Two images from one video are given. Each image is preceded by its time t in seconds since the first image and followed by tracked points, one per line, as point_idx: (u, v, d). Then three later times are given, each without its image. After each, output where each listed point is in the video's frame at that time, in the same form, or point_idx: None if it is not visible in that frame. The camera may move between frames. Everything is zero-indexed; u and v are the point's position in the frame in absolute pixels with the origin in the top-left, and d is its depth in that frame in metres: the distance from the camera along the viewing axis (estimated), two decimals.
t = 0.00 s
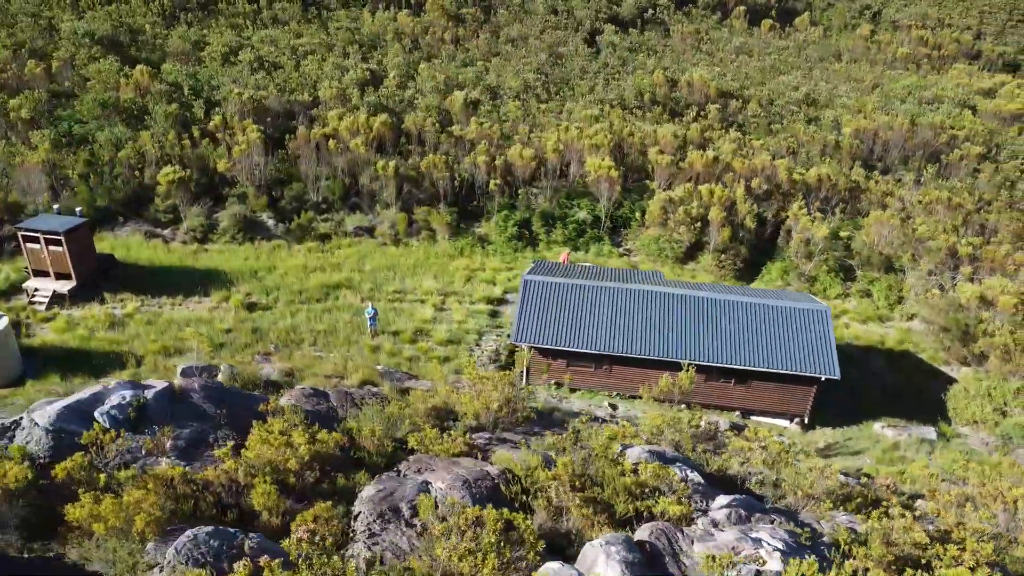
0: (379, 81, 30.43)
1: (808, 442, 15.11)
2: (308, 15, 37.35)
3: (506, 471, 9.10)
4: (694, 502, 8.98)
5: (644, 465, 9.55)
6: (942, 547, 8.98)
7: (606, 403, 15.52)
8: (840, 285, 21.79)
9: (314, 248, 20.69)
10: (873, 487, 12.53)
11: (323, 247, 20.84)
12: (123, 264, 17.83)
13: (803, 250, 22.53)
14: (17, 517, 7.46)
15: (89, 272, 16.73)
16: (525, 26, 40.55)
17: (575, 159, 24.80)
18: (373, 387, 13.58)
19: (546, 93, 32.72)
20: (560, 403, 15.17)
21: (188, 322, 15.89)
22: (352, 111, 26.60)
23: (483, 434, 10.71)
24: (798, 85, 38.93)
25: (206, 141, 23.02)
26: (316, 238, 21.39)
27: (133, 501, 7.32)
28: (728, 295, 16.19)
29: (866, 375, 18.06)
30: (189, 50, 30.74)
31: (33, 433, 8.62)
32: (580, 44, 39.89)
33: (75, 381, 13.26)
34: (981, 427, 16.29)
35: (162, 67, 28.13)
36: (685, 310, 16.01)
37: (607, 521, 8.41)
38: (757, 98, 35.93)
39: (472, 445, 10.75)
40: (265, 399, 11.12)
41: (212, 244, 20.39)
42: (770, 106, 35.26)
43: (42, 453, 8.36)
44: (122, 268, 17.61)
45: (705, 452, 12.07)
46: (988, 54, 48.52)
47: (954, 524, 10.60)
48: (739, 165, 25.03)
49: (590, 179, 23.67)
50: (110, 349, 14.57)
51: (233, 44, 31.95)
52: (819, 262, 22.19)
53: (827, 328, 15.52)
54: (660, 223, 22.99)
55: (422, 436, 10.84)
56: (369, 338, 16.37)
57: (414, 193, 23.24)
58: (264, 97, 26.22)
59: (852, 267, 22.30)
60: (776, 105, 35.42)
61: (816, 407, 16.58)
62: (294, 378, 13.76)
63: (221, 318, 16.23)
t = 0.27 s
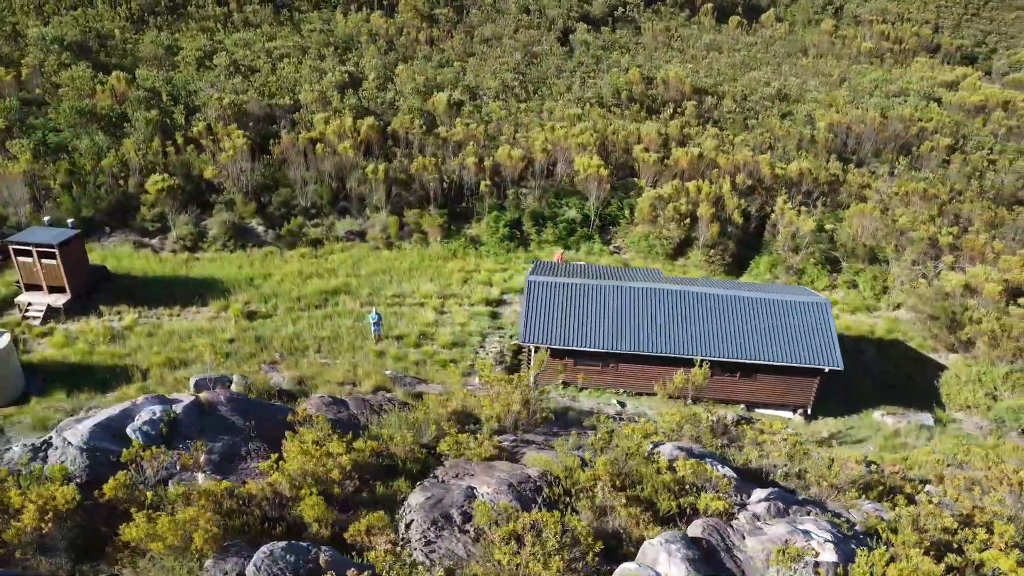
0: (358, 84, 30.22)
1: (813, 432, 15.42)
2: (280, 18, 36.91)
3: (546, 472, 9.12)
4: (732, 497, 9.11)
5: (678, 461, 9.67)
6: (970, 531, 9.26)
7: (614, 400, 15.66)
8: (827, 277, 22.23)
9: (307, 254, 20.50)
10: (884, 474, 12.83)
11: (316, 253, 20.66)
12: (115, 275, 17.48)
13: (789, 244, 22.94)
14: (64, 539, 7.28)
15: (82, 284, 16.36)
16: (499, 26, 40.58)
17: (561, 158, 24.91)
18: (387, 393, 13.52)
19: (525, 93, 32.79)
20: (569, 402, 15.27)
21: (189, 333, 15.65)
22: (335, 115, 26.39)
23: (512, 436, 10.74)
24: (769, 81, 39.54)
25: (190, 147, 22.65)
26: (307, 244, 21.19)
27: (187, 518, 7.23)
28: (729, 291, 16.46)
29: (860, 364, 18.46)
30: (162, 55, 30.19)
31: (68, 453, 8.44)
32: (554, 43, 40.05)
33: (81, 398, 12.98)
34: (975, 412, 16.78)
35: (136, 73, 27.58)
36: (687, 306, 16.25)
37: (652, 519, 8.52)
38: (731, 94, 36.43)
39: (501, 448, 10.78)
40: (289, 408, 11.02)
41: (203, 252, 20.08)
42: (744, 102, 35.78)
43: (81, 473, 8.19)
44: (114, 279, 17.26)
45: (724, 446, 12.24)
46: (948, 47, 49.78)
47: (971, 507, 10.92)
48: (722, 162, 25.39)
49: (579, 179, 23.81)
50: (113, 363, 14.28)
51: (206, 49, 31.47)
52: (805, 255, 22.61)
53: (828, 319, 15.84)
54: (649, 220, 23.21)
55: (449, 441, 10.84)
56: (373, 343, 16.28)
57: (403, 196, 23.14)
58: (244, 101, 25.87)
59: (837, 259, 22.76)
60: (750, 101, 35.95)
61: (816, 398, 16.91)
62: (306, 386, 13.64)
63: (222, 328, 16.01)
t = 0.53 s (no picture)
0: (336, 86, 29.95)
1: (815, 422, 15.72)
2: (251, 20, 36.40)
3: (585, 471, 9.24)
4: (768, 489, 9.27)
5: (710, 456, 9.81)
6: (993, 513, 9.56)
7: (621, 398, 15.78)
8: (813, 269, 22.65)
9: (299, 259, 20.28)
10: (893, 460, 13.16)
11: (308, 258, 20.45)
12: (107, 286, 17.11)
13: (775, 238, 23.33)
14: (115, 556, 7.15)
15: (75, 296, 15.99)
16: (472, 26, 40.51)
17: (547, 157, 25.00)
18: (401, 397, 13.45)
19: (503, 93, 32.82)
20: (578, 400, 15.35)
21: (190, 343, 15.39)
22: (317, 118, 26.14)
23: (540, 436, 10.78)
24: (740, 77, 40.09)
25: (173, 153, 22.24)
26: (298, 249, 20.97)
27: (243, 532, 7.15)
28: (729, 286, 16.72)
29: (853, 353, 18.86)
30: (134, 59, 29.57)
31: (103, 470, 8.24)
32: (528, 42, 40.11)
33: (89, 412, 12.70)
34: (966, 397, 17.26)
35: (110, 78, 26.98)
36: (690, 302, 16.45)
37: (695, 514, 8.60)
38: (705, 91, 36.87)
39: (529, 448, 10.81)
40: (312, 417, 10.92)
41: (193, 260, 19.75)
42: (718, 98, 36.24)
43: (119, 489, 8.00)
44: (107, 290, 16.90)
45: (741, 437, 12.44)
46: (908, 41, 50.94)
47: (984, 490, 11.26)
48: (706, 159, 25.72)
49: (568, 177, 23.92)
50: (116, 376, 13.98)
51: (179, 52, 30.92)
52: (792, 248, 23.01)
53: (826, 311, 16.17)
54: (638, 217, 23.41)
55: (476, 443, 10.85)
56: (377, 348, 16.19)
57: (392, 198, 23.02)
58: (224, 106, 25.49)
59: (822, 251, 23.21)
60: (723, 97, 36.42)
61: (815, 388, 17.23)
62: (318, 393, 13.51)
63: (223, 337, 15.77)
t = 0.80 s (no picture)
0: (315, 89, 29.65)
1: (817, 413, 16.00)
2: (221, 23, 35.83)
3: (622, 471, 9.30)
4: (801, 481, 9.41)
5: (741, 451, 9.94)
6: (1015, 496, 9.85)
7: (627, 395, 15.89)
8: (800, 261, 23.04)
9: (292, 265, 20.05)
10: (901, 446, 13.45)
11: (301, 264, 20.23)
12: (100, 298, 16.74)
13: (762, 232, 23.68)
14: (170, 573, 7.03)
15: (70, 309, 15.61)
16: (445, 26, 40.39)
17: (534, 157, 25.04)
18: (415, 402, 13.38)
19: (482, 93, 32.79)
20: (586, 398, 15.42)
21: (192, 353, 15.12)
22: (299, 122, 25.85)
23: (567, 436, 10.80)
24: (712, 73, 40.57)
25: (156, 161, 21.82)
26: (290, 255, 20.73)
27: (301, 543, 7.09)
28: (729, 281, 16.92)
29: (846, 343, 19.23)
30: (106, 64, 28.92)
31: (143, 485, 8.09)
32: (501, 42, 40.10)
33: (98, 428, 12.43)
34: (958, 383, 17.71)
35: (84, 84, 26.37)
36: (691, 298, 16.61)
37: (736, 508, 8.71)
38: (680, 88, 37.25)
39: (556, 448, 10.84)
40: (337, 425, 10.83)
41: (183, 269, 19.41)
42: (693, 95, 36.63)
43: (163, 504, 7.86)
44: (101, 302, 16.54)
45: (757, 430, 12.62)
46: (870, 36, 51.94)
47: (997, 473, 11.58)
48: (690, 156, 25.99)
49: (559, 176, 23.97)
50: (120, 389, 13.70)
51: (152, 57, 30.32)
52: (778, 242, 23.39)
53: (825, 304, 16.43)
54: (627, 215, 23.58)
55: (503, 445, 10.85)
56: (382, 353, 16.08)
57: (380, 201, 22.87)
58: (204, 111, 25.08)
59: (807, 244, 23.62)
60: (698, 94, 36.83)
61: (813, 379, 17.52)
62: (331, 400, 13.38)
63: (225, 346, 15.54)
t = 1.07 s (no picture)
0: (293, 93, 29.27)
1: (820, 403, 16.20)
2: (192, 25, 35.17)
3: (658, 469, 9.35)
4: (833, 472, 9.56)
5: (770, 444, 10.04)
6: None
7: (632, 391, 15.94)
8: (787, 255, 23.39)
9: (285, 271, 19.77)
10: (909, 431, 13.73)
11: (294, 269, 19.98)
12: (94, 309, 16.34)
13: (749, 227, 23.99)
14: None
15: (65, 322, 15.22)
16: (419, 27, 40.17)
17: (522, 156, 25.05)
18: (428, 407, 13.31)
19: (461, 94, 32.70)
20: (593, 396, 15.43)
21: (195, 362, 14.83)
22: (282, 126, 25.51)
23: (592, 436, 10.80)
24: (686, 71, 40.97)
25: (139, 168, 21.35)
26: (282, 261, 20.45)
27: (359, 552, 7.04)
28: (728, 276, 17.04)
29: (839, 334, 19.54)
30: (77, 69, 28.20)
31: (185, 498, 7.98)
32: (476, 42, 40.00)
33: (108, 442, 12.13)
34: (950, 369, 18.13)
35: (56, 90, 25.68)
36: (692, 294, 16.69)
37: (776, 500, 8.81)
38: (655, 86, 37.55)
39: (582, 447, 10.82)
40: (362, 432, 10.72)
41: (174, 277, 19.03)
42: (669, 92, 36.96)
43: (208, 517, 7.76)
44: (95, 314, 16.16)
45: (771, 422, 12.78)
46: (834, 32, 52.85)
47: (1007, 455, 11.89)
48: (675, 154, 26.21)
49: (550, 175, 24.01)
50: (126, 402, 13.39)
51: (124, 62, 29.66)
52: (765, 236, 23.71)
53: (824, 295, 16.58)
54: (617, 212, 23.72)
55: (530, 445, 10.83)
56: (387, 357, 15.95)
57: (370, 204, 22.69)
58: (184, 116, 24.62)
59: (793, 238, 23.99)
60: (674, 91, 37.17)
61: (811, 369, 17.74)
62: (344, 405, 13.23)
63: (227, 355, 15.28)
